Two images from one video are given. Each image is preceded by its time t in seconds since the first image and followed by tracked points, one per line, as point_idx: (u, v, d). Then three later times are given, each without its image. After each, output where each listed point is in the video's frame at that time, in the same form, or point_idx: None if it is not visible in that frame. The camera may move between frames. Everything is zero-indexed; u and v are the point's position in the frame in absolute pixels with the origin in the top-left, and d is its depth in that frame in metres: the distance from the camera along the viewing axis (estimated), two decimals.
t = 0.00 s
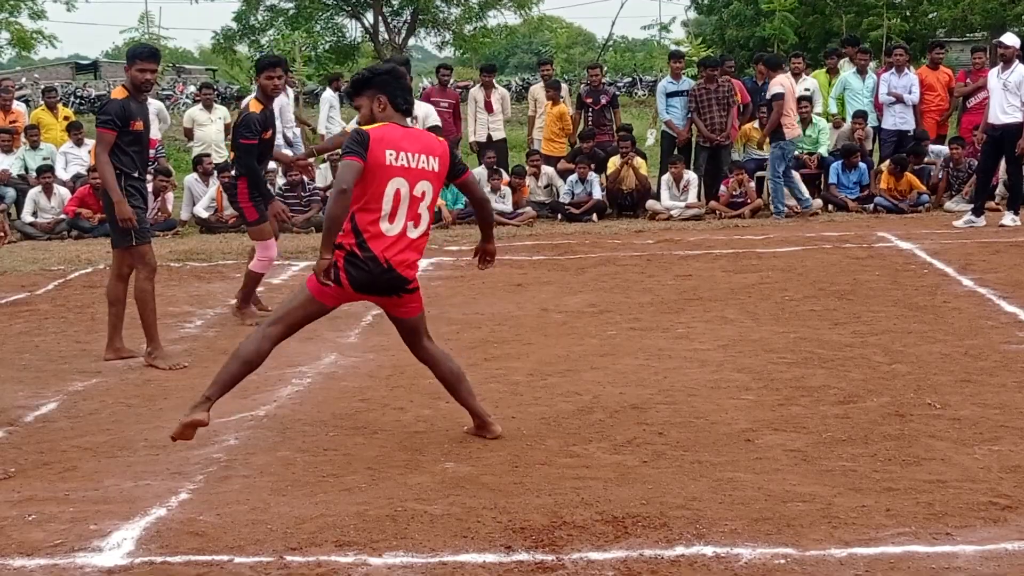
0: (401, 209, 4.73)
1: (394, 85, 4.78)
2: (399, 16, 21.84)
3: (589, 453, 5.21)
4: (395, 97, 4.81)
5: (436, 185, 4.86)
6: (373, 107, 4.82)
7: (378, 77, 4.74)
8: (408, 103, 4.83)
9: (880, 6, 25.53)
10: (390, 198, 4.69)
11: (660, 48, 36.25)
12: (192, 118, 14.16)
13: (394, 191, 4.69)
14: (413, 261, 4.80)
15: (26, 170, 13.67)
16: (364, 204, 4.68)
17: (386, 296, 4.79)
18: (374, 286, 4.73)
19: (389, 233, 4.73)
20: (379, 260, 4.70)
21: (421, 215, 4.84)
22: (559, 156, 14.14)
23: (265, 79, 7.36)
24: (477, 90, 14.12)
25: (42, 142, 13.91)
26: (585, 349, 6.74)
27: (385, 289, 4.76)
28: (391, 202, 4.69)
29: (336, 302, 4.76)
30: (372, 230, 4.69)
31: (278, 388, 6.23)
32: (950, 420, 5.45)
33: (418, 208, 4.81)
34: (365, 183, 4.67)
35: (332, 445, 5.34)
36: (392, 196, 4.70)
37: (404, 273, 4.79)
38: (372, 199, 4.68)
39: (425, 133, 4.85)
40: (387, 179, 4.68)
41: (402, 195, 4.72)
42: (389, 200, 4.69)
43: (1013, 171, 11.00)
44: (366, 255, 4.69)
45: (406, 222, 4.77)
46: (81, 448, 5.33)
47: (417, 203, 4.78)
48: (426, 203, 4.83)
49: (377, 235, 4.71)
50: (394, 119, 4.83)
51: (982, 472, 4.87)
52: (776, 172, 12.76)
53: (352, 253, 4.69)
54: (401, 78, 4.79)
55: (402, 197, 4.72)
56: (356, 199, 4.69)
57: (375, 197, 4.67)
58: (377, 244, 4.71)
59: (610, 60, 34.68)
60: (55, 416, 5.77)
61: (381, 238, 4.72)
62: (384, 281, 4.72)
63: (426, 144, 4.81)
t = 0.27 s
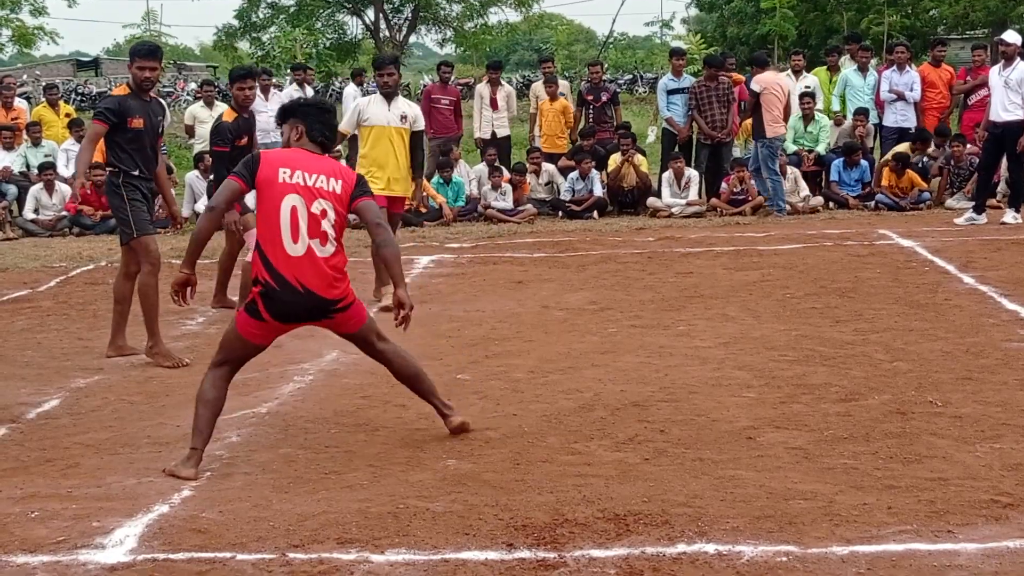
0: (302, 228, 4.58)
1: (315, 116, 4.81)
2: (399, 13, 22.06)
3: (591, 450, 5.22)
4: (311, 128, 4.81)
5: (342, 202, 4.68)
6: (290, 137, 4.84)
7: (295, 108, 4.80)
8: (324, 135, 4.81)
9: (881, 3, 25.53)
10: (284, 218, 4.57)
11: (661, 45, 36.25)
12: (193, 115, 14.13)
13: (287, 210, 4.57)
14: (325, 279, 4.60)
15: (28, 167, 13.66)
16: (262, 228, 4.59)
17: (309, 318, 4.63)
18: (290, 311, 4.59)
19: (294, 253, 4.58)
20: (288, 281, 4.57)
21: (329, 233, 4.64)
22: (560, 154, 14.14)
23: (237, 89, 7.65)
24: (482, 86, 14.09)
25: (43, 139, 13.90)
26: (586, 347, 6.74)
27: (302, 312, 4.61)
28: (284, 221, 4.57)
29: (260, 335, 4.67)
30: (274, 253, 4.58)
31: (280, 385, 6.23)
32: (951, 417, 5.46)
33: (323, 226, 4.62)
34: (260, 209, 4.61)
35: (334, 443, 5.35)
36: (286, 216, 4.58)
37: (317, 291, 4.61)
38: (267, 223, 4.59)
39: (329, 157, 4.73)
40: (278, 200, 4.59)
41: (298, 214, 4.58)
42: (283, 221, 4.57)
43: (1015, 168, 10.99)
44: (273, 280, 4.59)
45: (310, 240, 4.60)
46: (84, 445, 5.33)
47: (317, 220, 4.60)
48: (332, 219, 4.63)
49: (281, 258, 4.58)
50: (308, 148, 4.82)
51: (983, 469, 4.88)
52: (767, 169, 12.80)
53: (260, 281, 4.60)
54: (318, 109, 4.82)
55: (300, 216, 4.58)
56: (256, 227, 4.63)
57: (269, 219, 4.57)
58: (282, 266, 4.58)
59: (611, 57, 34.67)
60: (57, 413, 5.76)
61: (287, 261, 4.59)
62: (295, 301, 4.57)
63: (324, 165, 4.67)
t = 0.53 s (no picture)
0: (302, 205, 4.56)
1: (327, 84, 4.70)
2: (412, 13, 22.09)
3: (605, 450, 5.22)
4: (327, 97, 4.71)
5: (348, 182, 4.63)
6: (309, 106, 4.75)
7: (308, 76, 4.69)
8: (338, 104, 4.71)
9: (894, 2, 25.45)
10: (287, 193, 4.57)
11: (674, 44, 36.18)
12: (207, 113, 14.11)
13: (290, 184, 4.56)
14: (318, 260, 4.56)
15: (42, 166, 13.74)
16: (266, 201, 4.60)
17: (300, 299, 4.58)
18: (280, 287, 4.56)
19: (292, 230, 4.57)
20: (282, 255, 4.56)
21: (329, 212, 4.59)
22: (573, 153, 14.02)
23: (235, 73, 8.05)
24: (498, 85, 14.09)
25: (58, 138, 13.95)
26: (600, 347, 6.73)
27: (294, 291, 4.57)
28: (287, 196, 4.56)
29: (256, 311, 4.65)
30: (273, 228, 4.58)
31: (294, 384, 6.24)
32: (967, 418, 5.45)
33: (325, 205, 4.59)
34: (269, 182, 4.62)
35: (349, 442, 5.36)
36: (289, 190, 4.56)
37: (309, 270, 4.56)
38: (272, 196, 4.59)
39: (345, 133, 4.69)
40: (284, 174, 4.58)
41: (301, 189, 4.56)
42: (285, 195, 4.56)
43: None
44: (269, 255, 4.58)
45: (309, 218, 4.57)
46: (100, 444, 5.35)
47: (319, 198, 4.57)
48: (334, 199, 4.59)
49: (279, 233, 4.58)
50: (323, 119, 4.71)
51: (999, 470, 4.87)
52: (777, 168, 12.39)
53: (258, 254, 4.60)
54: (332, 76, 4.71)
55: (302, 192, 4.56)
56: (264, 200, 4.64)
57: (273, 191, 4.57)
58: (279, 241, 4.57)
59: (624, 56, 34.62)
60: (73, 412, 5.79)
61: (284, 236, 4.58)
62: (285, 279, 4.54)
63: (337, 141, 4.64)
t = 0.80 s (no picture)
0: (362, 190, 4.58)
1: (390, 67, 4.67)
2: (432, 11, 22.28)
3: (624, 450, 5.22)
4: (389, 80, 4.68)
5: (409, 169, 4.65)
6: (368, 86, 4.73)
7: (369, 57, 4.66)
8: (401, 88, 4.69)
9: (914, 1, 25.33)
10: (348, 176, 4.58)
11: (694, 43, 36.09)
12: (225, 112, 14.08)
13: (352, 168, 4.57)
14: (371, 246, 4.58)
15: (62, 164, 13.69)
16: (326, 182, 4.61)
17: (348, 283, 4.60)
18: (330, 268, 4.57)
19: (348, 214, 4.59)
20: (336, 237, 4.57)
21: (388, 199, 4.62)
22: (591, 152, 14.10)
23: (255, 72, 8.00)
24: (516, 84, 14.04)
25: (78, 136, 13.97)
26: (619, 347, 6.72)
27: (343, 274, 4.58)
28: (348, 179, 4.57)
29: (302, 289, 4.65)
30: (331, 210, 4.59)
31: (313, 382, 6.26)
32: (987, 419, 5.42)
33: (384, 191, 4.61)
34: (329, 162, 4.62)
35: (367, 441, 5.37)
36: (351, 174, 4.58)
37: (361, 255, 4.57)
38: (332, 177, 4.61)
39: (411, 119, 4.71)
40: (347, 157, 4.58)
41: (362, 173, 4.58)
42: (346, 178, 4.58)
43: None
44: (323, 235, 4.59)
45: (367, 203, 4.59)
46: (120, 442, 5.37)
47: (381, 183, 4.59)
48: (395, 186, 4.62)
49: (335, 215, 4.59)
50: (383, 101, 4.69)
51: (1020, 472, 4.84)
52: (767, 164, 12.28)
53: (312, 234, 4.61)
54: (395, 58, 4.68)
55: (364, 176, 4.58)
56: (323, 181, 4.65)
57: (334, 173, 4.58)
58: (334, 223, 4.59)
59: (644, 55, 34.57)
60: (94, 409, 5.81)
61: (339, 219, 4.59)
62: (335, 261, 4.55)
63: (403, 126, 4.65)
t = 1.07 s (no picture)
0: (400, 181, 4.60)
1: (432, 58, 4.66)
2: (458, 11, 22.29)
3: (649, 450, 5.22)
4: (432, 70, 4.67)
5: (448, 161, 4.65)
6: (409, 77, 4.71)
7: (411, 48, 4.64)
8: (443, 79, 4.68)
9: (942, 3, 25.19)
10: (386, 167, 4.60)
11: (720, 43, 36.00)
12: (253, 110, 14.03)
13: (391, 159, 4.59)
14: (405, 237, 4.60)
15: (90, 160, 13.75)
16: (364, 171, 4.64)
17: (379, 273, 4.63)
18: (363, 258, 4.60)
19: (385, 204, 4.61)
20: (370, 227, 4.59)
21: (427, 191, 4.63)
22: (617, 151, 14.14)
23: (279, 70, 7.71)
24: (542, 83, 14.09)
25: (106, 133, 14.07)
26: (643, 346, 6.71)
27: (375, 264, 4.60)
28: (387, 170, 4.59)
29: (334, 276, 4.70)
30: (368, 200, 4.62)
31: (338, 379, 6.27)
32: (1014, 422, 5.39)
33: (422, 182, 4.62)
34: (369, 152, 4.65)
35: (392, 438, 5.38)
36: (389, 164, 4.60)
37: (394, 247, 4.59)
38: (371, 167, 4.63)
39: (454, 110, 4.70)
40: (386, 148, 4.60)
41: (401, 164, 4.59)
42: (385, 168, 4.60)
43: None
44: (358, 224, 4.62)
45: (405, 194, 4.61)
46: (146, 436, 5.40)
47: (419, 175, 4.60)
48: (433, 178, 4.62)
49: (372, 205, 4.62)
50: (425, 92, 4.69)
51: None
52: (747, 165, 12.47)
53: (347, 222, 4.65)
54: (437, 49, 4.67)
55: (402, 168, 4.60)
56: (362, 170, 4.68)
57: (374, 163, 4.61)
58: (369, 213, 4.62)
59: (670, 55, 34.54)
60: (120, 404, 5.84)
61: (375, 209, 4.61)
62: (368, 250, 4.58)
63: (445, 118, 4.65)
